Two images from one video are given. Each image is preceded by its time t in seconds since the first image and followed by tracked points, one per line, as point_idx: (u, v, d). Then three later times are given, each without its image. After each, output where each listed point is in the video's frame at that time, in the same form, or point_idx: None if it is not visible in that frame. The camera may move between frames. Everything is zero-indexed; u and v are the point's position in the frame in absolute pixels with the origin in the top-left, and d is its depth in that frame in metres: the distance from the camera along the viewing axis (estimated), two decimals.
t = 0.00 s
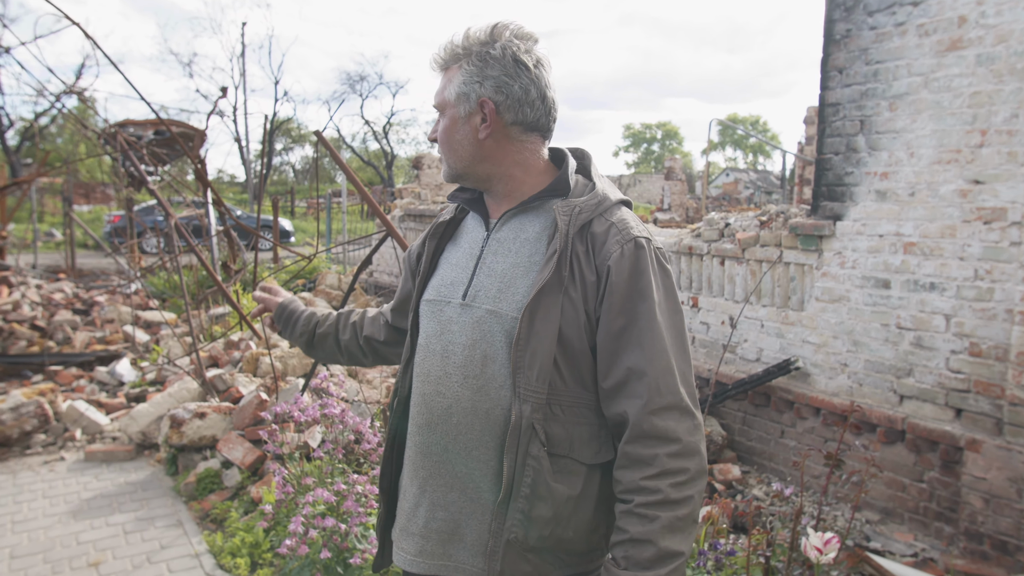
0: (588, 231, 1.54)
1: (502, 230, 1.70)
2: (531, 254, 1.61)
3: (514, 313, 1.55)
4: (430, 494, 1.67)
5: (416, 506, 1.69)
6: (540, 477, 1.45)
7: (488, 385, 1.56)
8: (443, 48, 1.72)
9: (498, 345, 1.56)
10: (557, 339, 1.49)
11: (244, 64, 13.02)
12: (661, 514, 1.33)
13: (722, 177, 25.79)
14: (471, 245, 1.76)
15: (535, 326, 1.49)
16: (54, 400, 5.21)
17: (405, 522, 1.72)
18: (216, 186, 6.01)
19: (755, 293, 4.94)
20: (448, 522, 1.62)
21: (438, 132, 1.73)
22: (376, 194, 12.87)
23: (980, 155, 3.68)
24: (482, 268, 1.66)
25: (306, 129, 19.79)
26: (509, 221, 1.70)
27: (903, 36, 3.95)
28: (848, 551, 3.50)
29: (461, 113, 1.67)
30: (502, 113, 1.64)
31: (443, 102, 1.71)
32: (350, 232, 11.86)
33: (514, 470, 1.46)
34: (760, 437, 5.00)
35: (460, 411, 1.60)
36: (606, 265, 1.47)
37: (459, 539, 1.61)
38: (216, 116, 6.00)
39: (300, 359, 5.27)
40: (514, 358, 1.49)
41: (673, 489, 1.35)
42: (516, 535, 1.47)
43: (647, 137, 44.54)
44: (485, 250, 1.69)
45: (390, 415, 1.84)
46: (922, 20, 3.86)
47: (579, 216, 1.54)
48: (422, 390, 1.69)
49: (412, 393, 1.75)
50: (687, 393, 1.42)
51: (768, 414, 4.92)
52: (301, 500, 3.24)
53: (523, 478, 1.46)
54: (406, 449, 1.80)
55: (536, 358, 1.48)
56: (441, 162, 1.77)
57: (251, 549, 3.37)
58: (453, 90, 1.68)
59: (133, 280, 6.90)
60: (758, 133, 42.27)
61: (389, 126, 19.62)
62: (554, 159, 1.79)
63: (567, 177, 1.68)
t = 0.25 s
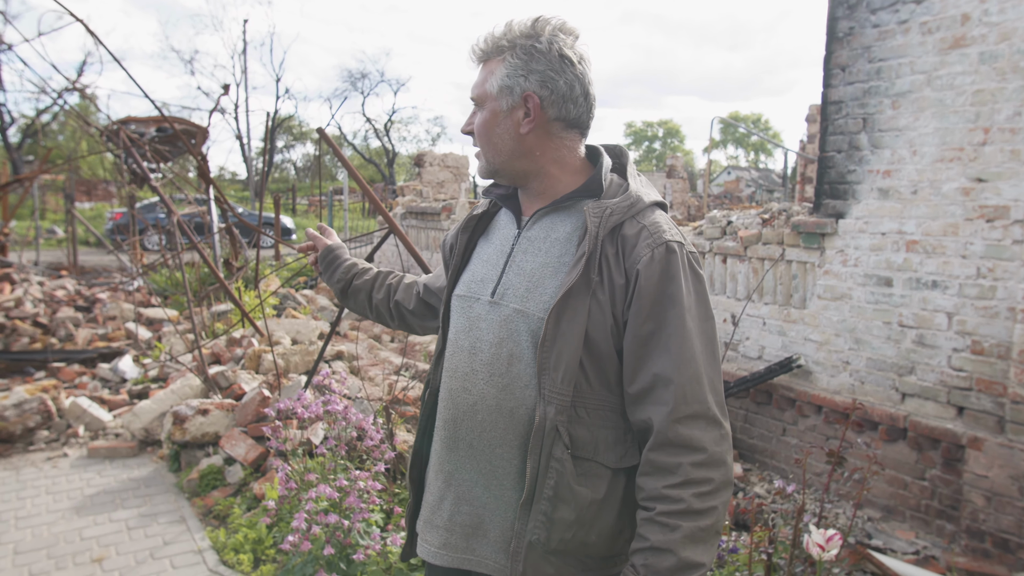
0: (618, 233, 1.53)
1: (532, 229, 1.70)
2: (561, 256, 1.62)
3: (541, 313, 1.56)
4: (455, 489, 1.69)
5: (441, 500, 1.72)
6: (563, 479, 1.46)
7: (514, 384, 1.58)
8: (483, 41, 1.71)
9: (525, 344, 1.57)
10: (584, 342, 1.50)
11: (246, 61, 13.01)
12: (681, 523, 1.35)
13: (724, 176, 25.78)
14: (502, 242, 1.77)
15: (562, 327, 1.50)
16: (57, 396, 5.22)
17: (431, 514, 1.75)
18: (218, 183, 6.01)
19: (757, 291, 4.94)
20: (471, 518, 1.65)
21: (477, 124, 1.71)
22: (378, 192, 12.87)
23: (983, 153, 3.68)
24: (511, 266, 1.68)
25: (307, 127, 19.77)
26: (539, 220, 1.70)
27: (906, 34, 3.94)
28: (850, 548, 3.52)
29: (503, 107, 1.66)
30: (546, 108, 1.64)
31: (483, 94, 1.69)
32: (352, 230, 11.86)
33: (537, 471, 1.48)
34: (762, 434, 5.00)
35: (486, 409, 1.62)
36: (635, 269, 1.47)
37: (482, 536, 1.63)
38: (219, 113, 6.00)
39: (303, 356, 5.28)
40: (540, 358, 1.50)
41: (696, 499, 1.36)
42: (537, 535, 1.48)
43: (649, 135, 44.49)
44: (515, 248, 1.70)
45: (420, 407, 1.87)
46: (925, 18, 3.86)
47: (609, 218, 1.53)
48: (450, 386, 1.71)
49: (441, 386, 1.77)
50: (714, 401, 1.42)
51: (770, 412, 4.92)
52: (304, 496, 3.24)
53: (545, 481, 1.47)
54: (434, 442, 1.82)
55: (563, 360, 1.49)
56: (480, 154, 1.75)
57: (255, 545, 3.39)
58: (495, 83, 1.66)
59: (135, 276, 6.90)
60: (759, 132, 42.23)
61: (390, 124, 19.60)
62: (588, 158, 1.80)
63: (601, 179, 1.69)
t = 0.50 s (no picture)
0: (656, 231, 1.54)
1: (566, 227, 1.71)
2: (597, 254, 1.62)
3: (580, 312, 1.56)
4: (491, 490, 1.68)
5: (476, 501, 1.71)
6: (606, 478, 1.46)
7: (552, 383, 1.57)
8: (532, 32, 1.68)
9: (564, 343, 1.57)
10: (624, 341, 1.50)
11: (247, 59, 13.00)
12: (720, 518, 1.36)
13: (726, 174, 25.75)
14: (533, 241, 1.76)
15: (602, 326, 1.50)
16: (59, 393, 5.23)
17: (464, 515, 1.74)
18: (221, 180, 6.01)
19: (759, 289, 4.94)
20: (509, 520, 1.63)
21: (528, 119, 1.68)
22: (380, 190, 12.88)
23: (986, 151, 3.67)
24: (546, 265, 1.67)
25: (309, 124, 19.78)
26: (573, 219, 1.71)
27: (909, 32, 3.93)
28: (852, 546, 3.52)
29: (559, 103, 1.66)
30: (603, 108, 1.67)
31: (537, 88, 1.66)
32: (354, 227, 11.87)
33: (580, 471, 1.47)
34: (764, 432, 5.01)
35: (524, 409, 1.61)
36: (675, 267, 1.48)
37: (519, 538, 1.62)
38: (222, 111, 6.01)
39: (305, 353, 5.29)
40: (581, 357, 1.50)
41: (733, 493, 1.38)
42: (580, 534, 1.48)
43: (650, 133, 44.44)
44: (548, 247, 1.70)
45: (448, 407, 1.86)
46: (928, 16, 3.85)
47: (647, 217, 1.54)
48: (484, 385, 1.70)
49: (472, 386, 1.76)
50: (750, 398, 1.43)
51: (772, 410, 4.92)
52: (307, 492, 3.25)
53: (588, 480, 1.47)
54: (462, 443, 1.81)
55: (605, 359, 1.49)
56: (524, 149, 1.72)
57: (257, 541, 3.42)
58: (554, 79, 1.65)
59: (137, 273, 6.92)
60: (762, 130, 42.18)
61: (392, 121, 19.61)
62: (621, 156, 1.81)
63: (637, 177, 1.69)
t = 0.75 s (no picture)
0: (694, 228, 1.57)
1: (599, 227, 1.68)
2: (637, 252, 1.61)
3: (630, 311, 1.54)
4: (537, 499, 1.62)
5: (521, 512, 1.64)
6: (667, 474, 1.47)
7: (603, 386, 1.54)
8: (616, 26, 1.65)
9: (615, 344, 1.54)
10: (675, 338, 1.51)
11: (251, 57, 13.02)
12: (778, 501, 1.41)
13: (730, 173, 25.74)
14: (563, 242, 1.72)
15: (656, 325, 1.49)
16: (63, 389, 5.25)
17: (508, 529, 1.66)
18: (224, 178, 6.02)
19: (763, 289, 4.93)
20: (562, 529, 1.58)
21: (612, 117, 1.65)
22: (383, 188, 12.90)
23: (992, 151, 3.65)
24: (584, 266, 1.64)
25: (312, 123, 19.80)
26: (606, 219, 1.69)
27: (915, 31, 3.92)
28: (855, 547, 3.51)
29: (637, 103, 1.69)
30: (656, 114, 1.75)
31: (621, 86, 1.65)
32: (357, 225, 11.89)
33: (642, 471, 1.47)
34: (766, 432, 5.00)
35: (574, 413, 1.56)
36: (718, 262, 1.52)
37: (573, 546, 1.57)
38: (226, 109, 6.02)
39: (308, 351, 5.30)
40: (637, 356, 1.49)
41: (785, 476, 1.42)
42: (645, 533, 1.48)
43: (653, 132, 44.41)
44: (583, 247, 1.67)
45: (473, 417, 1.78)
46: (934, 15, 3.83)
47: (686, 214, 1.57)
48: (524, 391, 1.64)
49: (506, 392, 1.69)
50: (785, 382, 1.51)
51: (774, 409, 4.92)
52: (310, 490, 3.25)
53: (651, 478, 1.47)
54: (494, 452, 1.74)
55: (657, 356, 1.49)
56: (600, 146, 1.66)
57: (260, 539, 3.42)
58: (637, 78, 1.66)
59: (141, 271, 6.93)
60: (765, 129, 42.14)
61: (395, 120, 19.62)
62: (646, 158, 1.80)
63: (672, 176, 1.67)
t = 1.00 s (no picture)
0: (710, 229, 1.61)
1: (617, 230, 1.67)
2: (658, 253, 1.62)
3: (659, 313, 1.55)
4: (569, 506, 1.59)
5: (554, 521, 1.60)
6: (702, 469, 1.51)
7: (636, 389, 1.53)
8: (637, 28, 1.66)
9: (646, 347, 1.54)
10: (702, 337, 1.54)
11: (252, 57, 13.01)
12: (804, 485, 1.49)
13: (732, 173, 25.71)
14: (581, 246, 1.68)
15: (685, 326, 1.52)
16: (65, 389, 5.25)
17: (540, 539, 1.62)
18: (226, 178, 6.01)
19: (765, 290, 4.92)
20: (598, 534, 1.56)
21: (635, 116, 1.65)
22: (385, 188, 12.91)
23: (996, 152, 3.64)
24: (607, 269, 1.62)
25: (314, 123, 19.80)
26: (625, 221, 1.68)
27: (918, 32, 3.91)
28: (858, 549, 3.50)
29: (654, 104, 1.71)
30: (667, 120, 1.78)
31: (642, 86, 1.67)
32: (359, 225, 11.89)
33: (680, 470, 1.49)
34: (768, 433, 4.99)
35: (607, 418, 1.54)
36: (736, 261, 1.57)
37: (611, 550, 1.56)
38: (228, 109, 6.02)
39: (310, 352, 5.30)
40: (671, 357, 1.50)
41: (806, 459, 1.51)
42: (684, 530, 1.51)
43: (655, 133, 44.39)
44: (605, 250, 1.65)
45: (491, 428, 1.71)
46: (938, 16, 3.82)
47: (703, 215, 1.60)
48: (551, 398, 1.60)
49: (529, 400, 1.65)
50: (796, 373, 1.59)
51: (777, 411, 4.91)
52: (311, 491, 3.25)
53: (688, 475, 1.50)
54: (515, 461, 1.69)
55: (687, 356, 1.52)
56: (623, 146, 1.66)
57: (262, 539, 3.42)
58: (654, 78, 1.69)
59: (143, 271, 6.94)
60: (766, 130, 42.12)
61: (396, 120, 19.61)
62: (655, 162, 1.82)
63: (687, 178, 1.70)
